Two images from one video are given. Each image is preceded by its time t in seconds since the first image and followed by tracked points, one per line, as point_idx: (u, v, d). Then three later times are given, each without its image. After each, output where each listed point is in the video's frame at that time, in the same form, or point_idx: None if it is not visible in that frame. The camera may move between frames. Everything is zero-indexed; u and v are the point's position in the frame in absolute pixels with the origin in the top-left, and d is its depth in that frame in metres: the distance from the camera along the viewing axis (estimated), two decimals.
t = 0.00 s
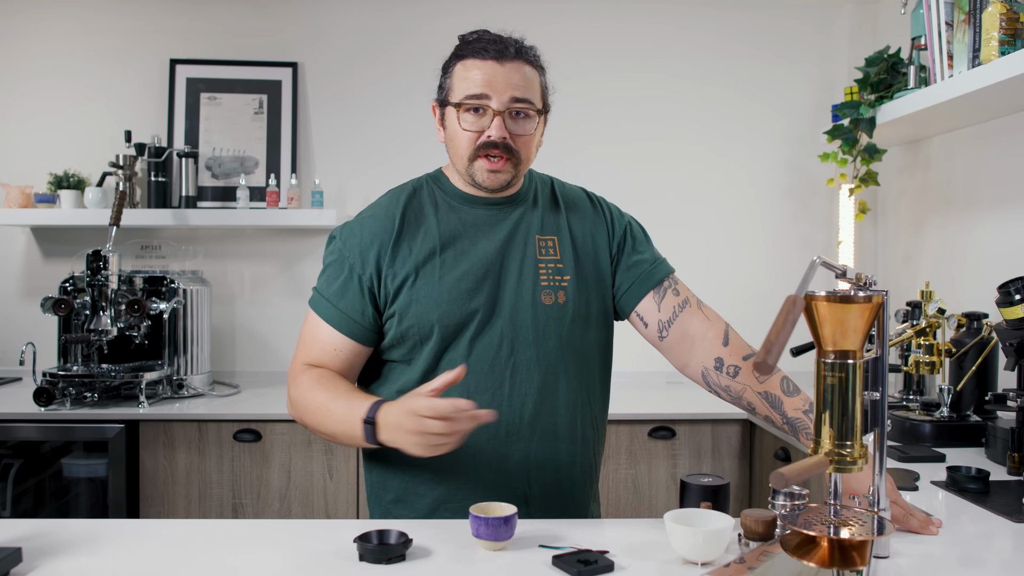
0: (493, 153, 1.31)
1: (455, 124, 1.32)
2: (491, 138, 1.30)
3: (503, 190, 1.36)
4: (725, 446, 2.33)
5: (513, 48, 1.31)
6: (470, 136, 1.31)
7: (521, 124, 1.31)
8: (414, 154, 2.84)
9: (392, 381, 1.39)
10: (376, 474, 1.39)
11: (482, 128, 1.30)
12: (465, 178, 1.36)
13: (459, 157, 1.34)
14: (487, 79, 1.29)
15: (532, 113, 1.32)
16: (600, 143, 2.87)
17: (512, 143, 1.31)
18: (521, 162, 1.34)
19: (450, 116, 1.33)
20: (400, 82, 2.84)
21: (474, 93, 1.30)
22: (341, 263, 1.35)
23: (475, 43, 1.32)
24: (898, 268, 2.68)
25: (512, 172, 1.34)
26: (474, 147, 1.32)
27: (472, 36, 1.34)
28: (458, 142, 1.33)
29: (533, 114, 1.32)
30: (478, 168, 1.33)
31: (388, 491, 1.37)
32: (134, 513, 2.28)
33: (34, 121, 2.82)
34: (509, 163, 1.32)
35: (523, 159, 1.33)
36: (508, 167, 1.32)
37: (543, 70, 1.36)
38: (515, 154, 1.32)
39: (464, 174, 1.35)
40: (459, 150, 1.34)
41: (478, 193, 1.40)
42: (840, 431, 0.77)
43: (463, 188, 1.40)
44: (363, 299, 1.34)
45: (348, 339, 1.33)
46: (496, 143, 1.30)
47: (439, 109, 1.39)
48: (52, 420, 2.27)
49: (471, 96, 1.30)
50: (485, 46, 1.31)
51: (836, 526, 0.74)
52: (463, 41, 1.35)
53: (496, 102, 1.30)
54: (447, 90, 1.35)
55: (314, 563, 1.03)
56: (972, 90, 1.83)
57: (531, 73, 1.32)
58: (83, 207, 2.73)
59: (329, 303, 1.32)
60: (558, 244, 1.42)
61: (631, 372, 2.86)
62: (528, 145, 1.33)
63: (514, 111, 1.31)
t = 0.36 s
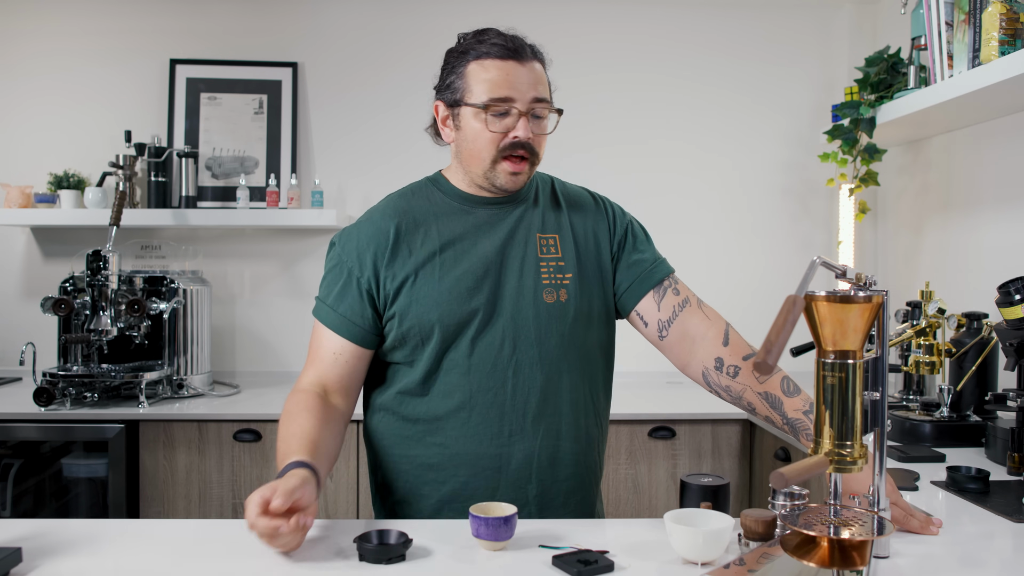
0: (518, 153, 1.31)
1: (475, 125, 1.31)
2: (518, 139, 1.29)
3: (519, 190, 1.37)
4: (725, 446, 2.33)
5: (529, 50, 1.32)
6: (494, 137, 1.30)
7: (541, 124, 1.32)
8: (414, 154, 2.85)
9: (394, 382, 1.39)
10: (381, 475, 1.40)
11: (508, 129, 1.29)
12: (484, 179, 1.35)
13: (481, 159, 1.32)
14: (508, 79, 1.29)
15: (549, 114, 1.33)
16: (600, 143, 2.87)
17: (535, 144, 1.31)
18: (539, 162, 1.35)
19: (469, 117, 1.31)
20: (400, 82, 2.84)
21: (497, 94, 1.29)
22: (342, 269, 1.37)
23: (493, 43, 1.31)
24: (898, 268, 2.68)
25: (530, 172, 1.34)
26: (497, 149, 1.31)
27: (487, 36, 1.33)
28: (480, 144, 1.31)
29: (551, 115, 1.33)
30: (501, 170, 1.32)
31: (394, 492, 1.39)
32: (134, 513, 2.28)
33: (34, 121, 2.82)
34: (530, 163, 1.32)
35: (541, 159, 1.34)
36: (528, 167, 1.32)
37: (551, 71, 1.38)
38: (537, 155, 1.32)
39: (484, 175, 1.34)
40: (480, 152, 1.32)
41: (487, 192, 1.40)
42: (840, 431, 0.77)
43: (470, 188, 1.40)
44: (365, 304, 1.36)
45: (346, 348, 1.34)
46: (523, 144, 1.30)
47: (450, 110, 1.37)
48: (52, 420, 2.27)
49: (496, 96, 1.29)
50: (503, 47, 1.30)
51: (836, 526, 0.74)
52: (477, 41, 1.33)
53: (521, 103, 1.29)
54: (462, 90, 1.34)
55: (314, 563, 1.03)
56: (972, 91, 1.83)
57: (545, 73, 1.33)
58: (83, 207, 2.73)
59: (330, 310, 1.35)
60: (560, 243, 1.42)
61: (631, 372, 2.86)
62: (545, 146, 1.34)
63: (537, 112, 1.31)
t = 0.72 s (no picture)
0: (525, 163, 1.31)
1: (482, 134, 1.31)
2: (525, 148, 1.30)
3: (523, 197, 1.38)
4: (725, 446, 2.33)
5: (533, 56, 1.32)
6: (502, 147, 1.30)
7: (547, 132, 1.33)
8: (414, 154, 2.85)
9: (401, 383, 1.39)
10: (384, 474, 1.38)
11: (515, 139, 1.30)
12: (490, 186, 1.35)
13: (488, 167, 1.32)
14: (516, 89, 1.29)
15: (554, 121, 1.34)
16: (600, 143, 2.87)
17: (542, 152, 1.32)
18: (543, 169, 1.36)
19: (476, 126, 1.31)
20: (400, 81, 2.84)
21: (505, 104, 1.29)
22: (363, 256, 1.28)
23: (497, 51, 1.30)
24: (898, 268, 2.68)
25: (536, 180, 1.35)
26: (504, 158, 1.31)
27: (490, 43, 1.32)
28: (487, 153, 1.31)
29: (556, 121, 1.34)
30: (507, 178, 1.33)
31: (399, 489, 1.36)
32: (134, 513, 2.28)
33: (34, 121, 2.82)
34: (538, 171, 1.33)
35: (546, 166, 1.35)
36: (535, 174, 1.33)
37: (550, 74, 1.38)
38: (544, 162, 1.33)
39: (490, 183, 1.34)
40: (487, 161, 1.32)
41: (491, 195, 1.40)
42: (840, 432, 0.77)
43: (469, 192, 1.40)
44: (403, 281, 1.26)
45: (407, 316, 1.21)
46: (531, 153, 1.30)
47: (454, 118, 1.37)
48: (52, 420, 2.27)
49: (504, 106, 1.29)
50: (508, 54, 1.30)
51: (836, 526, 0.74)
52: (480, 48, 1.32)
53: (528, 111, 1.29)
54: (466, 99, 1.33)
55: (314, 562, 1.03)
56: (972, 91, 1.83)
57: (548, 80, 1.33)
58: (83, 207, 2.73)
59: (370, 286, 1.21)
60: (558, 241, 1.42)
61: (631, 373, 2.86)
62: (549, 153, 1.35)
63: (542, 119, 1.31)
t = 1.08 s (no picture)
0: (530, 164, 1.31)
1: (488, 136, 1.31)
2: (530, 149, 1.30)
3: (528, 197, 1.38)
4: (725, 446, 2.33)
5: (538, 57, 1.32)
6: (508, 147, 1.30)
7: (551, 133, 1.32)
8: (414, 154, 2.85)
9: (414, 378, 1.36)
10: (398, 476, 1.37)
11: (520, 139, 1.29)
12: (496, 187, 1.35)
13: (493, 168, 1.32)
14: (520, 90, 1.28)
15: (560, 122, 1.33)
16: (600, 143, 2.87)
17: (547, 153, 1.32)
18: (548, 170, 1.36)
19: (482, 128, 1.31)
20: (400, 81, 2.84)
21: (509, 106, 1.29)
22: (390, 241, 1.23)
23: (502, 51, 1.30)
24: (898, 267, 2.68)
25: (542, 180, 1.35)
26: (509, 159, 1.31)
27: (495, 44, 1.32)
28: (491, 154, 1.31)
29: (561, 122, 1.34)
30: (513, 179, 1.32)
31: (413, 488, 1.36)
32: (134, 513, 2.28)
33: (34, 120, 2.82)
34: (543, 172, 1.33)
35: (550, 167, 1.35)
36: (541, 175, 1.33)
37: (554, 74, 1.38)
38: (549, 164, 1.33)
39: (496, 184, 1.34)
40: (492, 161, 1.32)
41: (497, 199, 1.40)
42: (840, 431, 0.77)
43: (476, 192, 1.39)
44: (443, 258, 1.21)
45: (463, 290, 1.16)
46: (536, 154, 1.30)
47: (459, 120, 1.37)
48: (52, 420, 2.27)
49: (509, 107, 1.29)
50: (512, 54, 1.29)
51: (836, 526, 0.74)
52: (485, 49, 1.32)
53: (533, 112, 1.29)
54: (472, 100, 1.33)
55: (314, 563, 1.03)
56: (972, 91, 1.83)
57: (553, 81, 1.33)
58: (83, 207, 2.73)
59: (411, 262, 1.16)
60: (564, 240, 1.42)
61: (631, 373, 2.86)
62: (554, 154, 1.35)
63: (547, 120, 1.31)
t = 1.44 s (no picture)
0: (535, 169, 1.31)
1: (495, 138, 1.30)
2: (537, 152, 1.29)
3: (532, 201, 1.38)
4: (725, 446, 2.33)
5: (549, 62, 1.31)
6: (515, 150, 1.30)
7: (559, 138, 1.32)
8: (414, 154, 2.85)
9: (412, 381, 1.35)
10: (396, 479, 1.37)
11: (528, 142, 1.29)
12: (500, 189, 1.35)
13: (499, 170, 1.32)
14: (530, 94, 1.28)
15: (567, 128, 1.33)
16: (600, 143, 2.87)
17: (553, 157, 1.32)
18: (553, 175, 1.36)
19: (489, 130, 1.31)
20: (400, 81, 2.84)
21: (518, 109, 1.28)
22: (388, 246, 1.23)
23: (514, 54, 1.30)
24: (898, 267, 2.68)
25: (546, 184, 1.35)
26: (515, 163, 1.31)
27: (507, 46, 1.31)
28: (498, 156, 1.31)
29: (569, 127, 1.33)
30: (517, 183, 1.33)
31: (410, 490, 1.36)
32: (134, 513, 2.28)
33: (34, 120, 2.82)
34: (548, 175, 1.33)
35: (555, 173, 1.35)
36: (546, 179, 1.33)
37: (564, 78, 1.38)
38: (555, 168, 1.33)
39: (500, 187, 1.34)
40: (498, 163, 1.32)
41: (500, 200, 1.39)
42: (840, 432, 0.77)
43: (479, 192, 1.39)
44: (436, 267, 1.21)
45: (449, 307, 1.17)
46: (543, 157, 1.30)
47: (467, 119, 1.36)
48: (52, 420, 2.27)
49: (518, 109, 1.28)
50: (524, 58, 1.29)
51: (836, 526, 0.74)
52: (497, 50, 1.32)
53: (541, 116, 1.29)
54: (480, 100, 1.32)
55: (314, 563, 1.03)
56: (972, 91, 1.83)
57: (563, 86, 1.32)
58: (83, 207, 2.73)
59: (402, 273, 1.16)
60: (566, 242, 1.42)
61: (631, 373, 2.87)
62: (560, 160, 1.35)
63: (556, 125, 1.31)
